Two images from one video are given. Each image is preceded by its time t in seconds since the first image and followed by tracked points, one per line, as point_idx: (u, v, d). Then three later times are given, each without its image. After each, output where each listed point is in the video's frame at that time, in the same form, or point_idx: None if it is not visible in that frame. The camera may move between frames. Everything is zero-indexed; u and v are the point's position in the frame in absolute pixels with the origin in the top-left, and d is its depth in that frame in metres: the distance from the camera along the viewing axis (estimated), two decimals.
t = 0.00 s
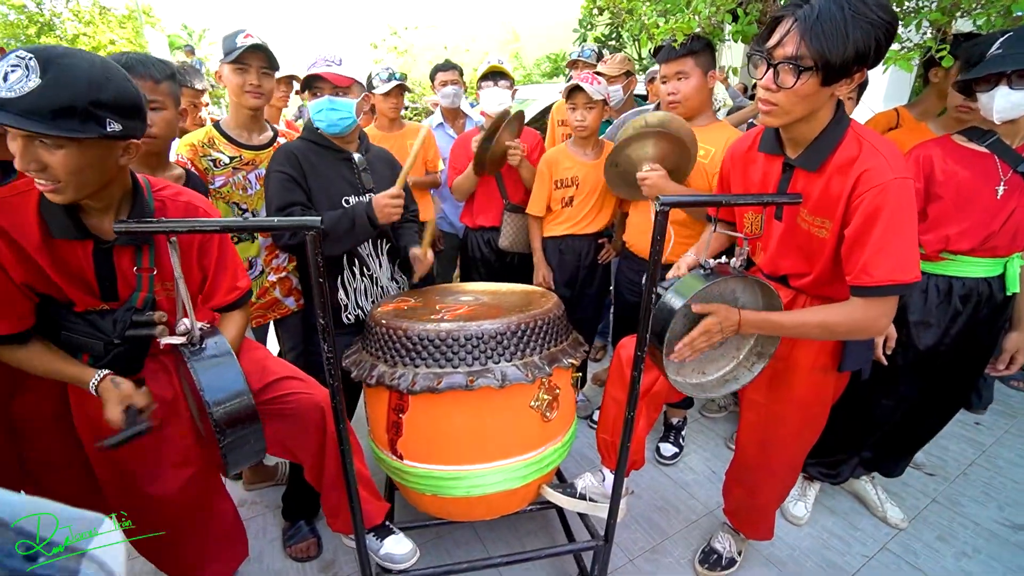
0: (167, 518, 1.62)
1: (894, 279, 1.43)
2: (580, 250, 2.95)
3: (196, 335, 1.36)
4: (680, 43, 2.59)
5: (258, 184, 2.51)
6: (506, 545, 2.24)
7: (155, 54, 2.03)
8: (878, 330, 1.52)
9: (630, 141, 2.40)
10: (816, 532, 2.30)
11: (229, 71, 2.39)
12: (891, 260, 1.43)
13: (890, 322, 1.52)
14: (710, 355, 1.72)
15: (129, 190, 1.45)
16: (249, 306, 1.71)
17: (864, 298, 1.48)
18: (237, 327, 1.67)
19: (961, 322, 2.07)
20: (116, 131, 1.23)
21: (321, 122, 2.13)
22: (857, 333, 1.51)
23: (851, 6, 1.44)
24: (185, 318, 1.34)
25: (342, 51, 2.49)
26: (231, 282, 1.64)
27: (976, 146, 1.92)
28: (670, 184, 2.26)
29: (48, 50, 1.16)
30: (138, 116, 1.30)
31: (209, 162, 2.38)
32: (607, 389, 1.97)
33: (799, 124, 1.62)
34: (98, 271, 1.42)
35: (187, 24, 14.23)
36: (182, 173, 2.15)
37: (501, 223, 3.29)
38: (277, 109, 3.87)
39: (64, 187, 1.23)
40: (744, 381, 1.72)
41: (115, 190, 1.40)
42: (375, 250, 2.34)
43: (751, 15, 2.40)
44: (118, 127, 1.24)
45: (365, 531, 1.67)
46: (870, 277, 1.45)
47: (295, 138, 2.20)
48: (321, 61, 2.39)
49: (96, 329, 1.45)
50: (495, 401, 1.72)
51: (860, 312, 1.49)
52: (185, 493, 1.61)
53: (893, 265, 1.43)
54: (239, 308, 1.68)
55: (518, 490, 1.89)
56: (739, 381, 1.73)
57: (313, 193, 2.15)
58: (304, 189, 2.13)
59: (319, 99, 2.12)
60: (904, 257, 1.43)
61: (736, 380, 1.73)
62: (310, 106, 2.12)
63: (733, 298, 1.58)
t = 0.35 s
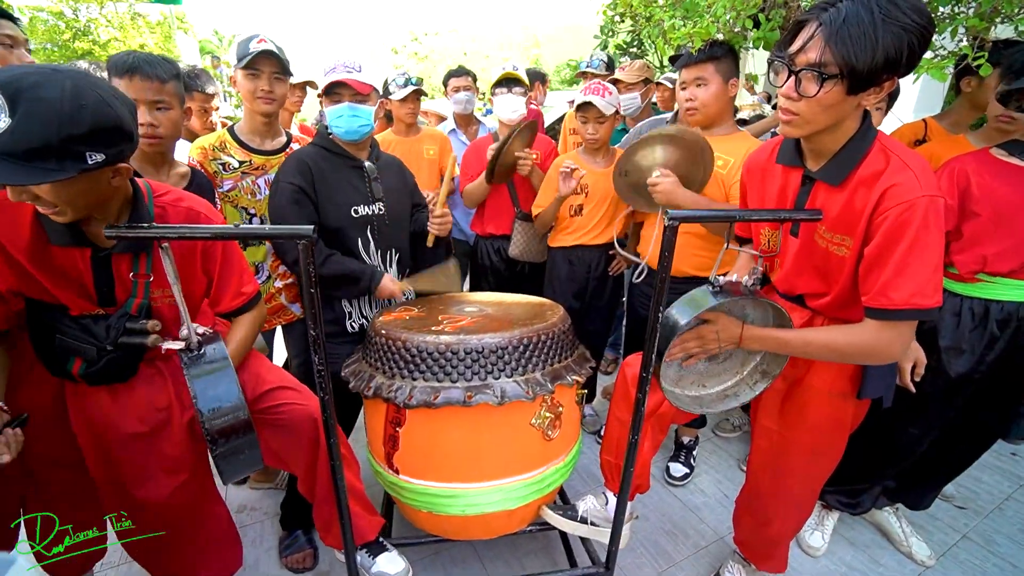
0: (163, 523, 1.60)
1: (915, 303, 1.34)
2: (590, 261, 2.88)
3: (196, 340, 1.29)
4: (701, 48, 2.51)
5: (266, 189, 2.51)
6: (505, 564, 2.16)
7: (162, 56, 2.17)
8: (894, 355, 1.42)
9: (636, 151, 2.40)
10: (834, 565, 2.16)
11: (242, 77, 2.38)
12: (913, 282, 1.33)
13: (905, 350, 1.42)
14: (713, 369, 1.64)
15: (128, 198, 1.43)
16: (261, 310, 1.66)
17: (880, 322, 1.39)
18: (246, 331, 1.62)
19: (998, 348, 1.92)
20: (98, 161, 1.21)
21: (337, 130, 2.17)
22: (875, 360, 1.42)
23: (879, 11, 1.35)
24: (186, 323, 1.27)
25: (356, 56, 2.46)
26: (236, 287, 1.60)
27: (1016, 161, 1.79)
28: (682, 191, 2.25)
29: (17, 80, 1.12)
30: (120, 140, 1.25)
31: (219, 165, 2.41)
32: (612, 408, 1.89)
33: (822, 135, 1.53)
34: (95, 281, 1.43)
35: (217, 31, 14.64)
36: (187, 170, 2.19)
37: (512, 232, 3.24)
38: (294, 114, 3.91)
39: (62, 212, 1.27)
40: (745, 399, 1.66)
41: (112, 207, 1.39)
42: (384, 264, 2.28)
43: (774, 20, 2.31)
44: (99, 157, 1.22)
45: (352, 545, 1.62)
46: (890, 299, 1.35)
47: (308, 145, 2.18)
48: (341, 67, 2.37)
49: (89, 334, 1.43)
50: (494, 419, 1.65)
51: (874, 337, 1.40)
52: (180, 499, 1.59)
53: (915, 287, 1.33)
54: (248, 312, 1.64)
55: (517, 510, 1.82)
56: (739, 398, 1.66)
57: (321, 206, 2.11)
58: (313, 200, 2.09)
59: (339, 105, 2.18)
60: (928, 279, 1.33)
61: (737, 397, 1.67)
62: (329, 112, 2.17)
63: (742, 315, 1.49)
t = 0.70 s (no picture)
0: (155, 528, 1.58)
1: (933, 328, 1.28)
2: (594, 273, 2.84)
3: (178, 348, 1.30)
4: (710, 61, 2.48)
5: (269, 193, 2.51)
6: None
7: (162, 65, 2.24)
8: (919, 384, 1.36)
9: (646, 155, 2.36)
10: None
11: (250, 83, 2.39)
12: (931, 306, 1.28)
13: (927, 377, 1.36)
14: (728, 403, 1.57)
15: (130, 205, 1.43)
16: (250, 328, 1.62)
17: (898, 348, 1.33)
18: (230, 349, 1.57)
19: (1016, 375, 1.83)
20: (59, 161, 1.19)
21: (353, 134, 2.13)
22: (897, 386, 1.35)
23: (889, 25, 1.31)
24: (169, 331, 1.27)
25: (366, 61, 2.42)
26: (232, 303, 1.57)
27: None
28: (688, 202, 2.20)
29: (30, 69, 1.17)
30: (102, 153, 1.24)
31: (223, 167, 2.43)
32: (610, 424, 1.85)
33: (829, 151, 1.49)
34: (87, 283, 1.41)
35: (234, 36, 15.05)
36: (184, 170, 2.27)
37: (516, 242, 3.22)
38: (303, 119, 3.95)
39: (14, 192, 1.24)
40: (768, 433, 1.56)
41: (92, 211, 1.36)
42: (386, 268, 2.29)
43: (785, 33, 2.26)
44: (61, 157, 1.20)
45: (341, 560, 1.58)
46: (905, 324, 1.31)
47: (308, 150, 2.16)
48: (352, 71, 2.30)
49: (77, 338, 1.41)
50: (488, 432, 1.62)
51: (896, 364, 1.33)
52: (167, 507, 1.57)
53: (931, 311, 1.28)
54: (236, 329, 1.59)
55: (510, 526, 1.78)
56: (762, 433, 1.56)
57: (323, 211, 2.10)
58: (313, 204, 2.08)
59: (352, 110, 2.12)
60: (949, 302, 1.27)
61: (760, 432, 1.57)
62: (341, 116, 2.13)
63: (753, 340, 1.45)
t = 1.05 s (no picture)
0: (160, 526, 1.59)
1: (917, 321, 1.29)
2: (596, 270, 2.84)
3: (180, 343, 1.31)
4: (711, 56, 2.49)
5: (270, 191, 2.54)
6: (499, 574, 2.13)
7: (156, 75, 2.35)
8: (892, 377, 1.38)
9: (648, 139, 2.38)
10: None
11: (255, 83, 2.41)
12: (918, 299, 1.28)
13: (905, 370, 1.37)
14: (708, 380, 1.60)
15: (151, 198, 1.47)
16: (257, 320, 1.65)
17: (879, 338, 1.34)
18: (240, 340, 1.62)
19: (1018, 371, 1.79)
20: (107, 160, 1.26)
21: (361, 131, 2.18)
22: (875, 378, 1.37)
23: (883, 20, 1.31)
24: (171, 326, 1.28)
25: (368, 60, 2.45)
26: (242, 294, 1.59)
27: None
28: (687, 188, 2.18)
29: (71, 75, 1.23)
30: (141, 153, 1.31)
31: (227, 165, 2.46)
32: (609, 420, 1.86)
33: (827, 147, 1.49)
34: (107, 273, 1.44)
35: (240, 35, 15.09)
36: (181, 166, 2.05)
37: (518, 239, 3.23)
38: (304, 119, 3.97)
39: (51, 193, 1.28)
40: (741, 412, 1.60)
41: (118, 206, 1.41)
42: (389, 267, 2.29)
43: (787, 30, 2.27)
44: (110, 158, 1.26)
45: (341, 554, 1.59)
46: (890, 315, 1.31)
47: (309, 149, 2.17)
48: (358, 69, 2.30)
49: (94, 328, 1.43)
50: (487, 428, 1.63)
51: (875, 354, 1.35)
52: (171, 509, 1.58)
53: (918, 304, 1.28)
54: (245, 321, 1.62)
55: (510, 521, 1.79)
56: (734, 411, 1.60)
57: (323, 210, 2.10)
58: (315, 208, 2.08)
59: (361, 107, 2.19)
60: (934, 295, 1.28)
61: (732, 410, 1.61)
62: (349, 114, 2.16)
63: (741, 329, 1.45)
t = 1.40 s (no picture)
0: (169, 518, 1.65)
1: (906, 314, 1.34)
2: (590, 270, 2.90)
3: (183, 343, 1.33)
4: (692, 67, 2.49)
5: (269, 195, 2.58)
6: (496, 567, 2.18)
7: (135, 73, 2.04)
8: (898, 365, 1.42)
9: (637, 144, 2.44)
10: None
11: (252, 91, 2.45)
12: (905, 294, 1.34)
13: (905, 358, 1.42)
14: (717, 392, 1.63)
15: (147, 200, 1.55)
16: (250, 318, 1.68)
17: (874, 333, 1.39)
18: (228, 342, 1.63)
19: (993, 361, 1.88)
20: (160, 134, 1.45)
21: (357, 136, 2.17)
22: (878, 370, 1.41)
23: (858, 25, 1.37)
24: (175, 326, 1.30)
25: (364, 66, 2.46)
26: (237, 291, 1.62)
27: (1011, 174, 1.73)
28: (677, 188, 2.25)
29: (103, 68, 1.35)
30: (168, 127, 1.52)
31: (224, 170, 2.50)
32: (601, 414, 1.91)
33: (807, 147, 1.55)
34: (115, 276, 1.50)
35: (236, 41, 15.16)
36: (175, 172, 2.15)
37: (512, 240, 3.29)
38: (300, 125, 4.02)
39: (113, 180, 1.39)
40: (755, 420, 1.64)
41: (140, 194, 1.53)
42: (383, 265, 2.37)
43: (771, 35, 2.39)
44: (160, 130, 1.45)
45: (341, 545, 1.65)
46: (882, 311, 1.36)
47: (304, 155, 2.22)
48: (354, 75, 2.33)
49: (106, 328, 1.48)
50: (483, 422, 1.69)
51: (872, 349, 1.39)
52: (182, 499, 1.65)
53: (902, 300, 1.34)
54: (239, 318, 1.65)
55: (507, 514, 1.84)
56: (749, 420, 1.64)
57: (319, 210, 2.16)
58: (310, 208, 2.15)
59: (358, 112, 2.16)
60: (917, 289, 1.34)
61: (747, 419, 1.65)
62: (345, 119, 2.15)
63: (734, 326, 1.50)
